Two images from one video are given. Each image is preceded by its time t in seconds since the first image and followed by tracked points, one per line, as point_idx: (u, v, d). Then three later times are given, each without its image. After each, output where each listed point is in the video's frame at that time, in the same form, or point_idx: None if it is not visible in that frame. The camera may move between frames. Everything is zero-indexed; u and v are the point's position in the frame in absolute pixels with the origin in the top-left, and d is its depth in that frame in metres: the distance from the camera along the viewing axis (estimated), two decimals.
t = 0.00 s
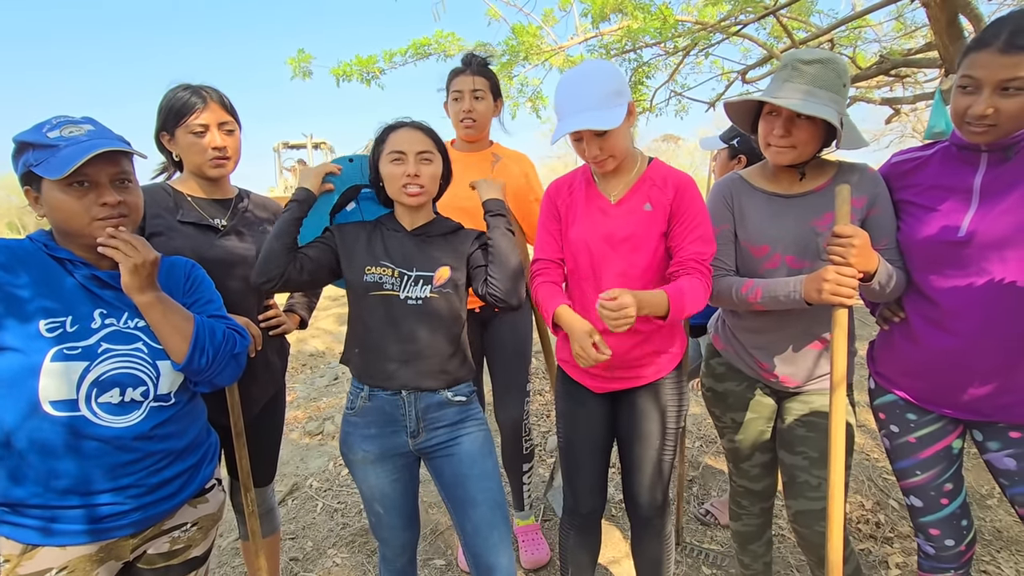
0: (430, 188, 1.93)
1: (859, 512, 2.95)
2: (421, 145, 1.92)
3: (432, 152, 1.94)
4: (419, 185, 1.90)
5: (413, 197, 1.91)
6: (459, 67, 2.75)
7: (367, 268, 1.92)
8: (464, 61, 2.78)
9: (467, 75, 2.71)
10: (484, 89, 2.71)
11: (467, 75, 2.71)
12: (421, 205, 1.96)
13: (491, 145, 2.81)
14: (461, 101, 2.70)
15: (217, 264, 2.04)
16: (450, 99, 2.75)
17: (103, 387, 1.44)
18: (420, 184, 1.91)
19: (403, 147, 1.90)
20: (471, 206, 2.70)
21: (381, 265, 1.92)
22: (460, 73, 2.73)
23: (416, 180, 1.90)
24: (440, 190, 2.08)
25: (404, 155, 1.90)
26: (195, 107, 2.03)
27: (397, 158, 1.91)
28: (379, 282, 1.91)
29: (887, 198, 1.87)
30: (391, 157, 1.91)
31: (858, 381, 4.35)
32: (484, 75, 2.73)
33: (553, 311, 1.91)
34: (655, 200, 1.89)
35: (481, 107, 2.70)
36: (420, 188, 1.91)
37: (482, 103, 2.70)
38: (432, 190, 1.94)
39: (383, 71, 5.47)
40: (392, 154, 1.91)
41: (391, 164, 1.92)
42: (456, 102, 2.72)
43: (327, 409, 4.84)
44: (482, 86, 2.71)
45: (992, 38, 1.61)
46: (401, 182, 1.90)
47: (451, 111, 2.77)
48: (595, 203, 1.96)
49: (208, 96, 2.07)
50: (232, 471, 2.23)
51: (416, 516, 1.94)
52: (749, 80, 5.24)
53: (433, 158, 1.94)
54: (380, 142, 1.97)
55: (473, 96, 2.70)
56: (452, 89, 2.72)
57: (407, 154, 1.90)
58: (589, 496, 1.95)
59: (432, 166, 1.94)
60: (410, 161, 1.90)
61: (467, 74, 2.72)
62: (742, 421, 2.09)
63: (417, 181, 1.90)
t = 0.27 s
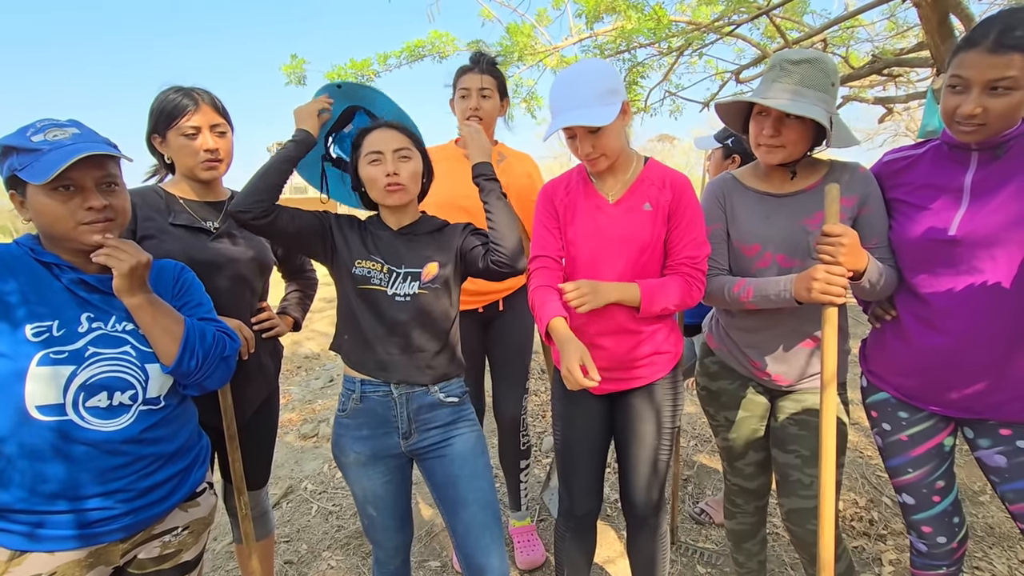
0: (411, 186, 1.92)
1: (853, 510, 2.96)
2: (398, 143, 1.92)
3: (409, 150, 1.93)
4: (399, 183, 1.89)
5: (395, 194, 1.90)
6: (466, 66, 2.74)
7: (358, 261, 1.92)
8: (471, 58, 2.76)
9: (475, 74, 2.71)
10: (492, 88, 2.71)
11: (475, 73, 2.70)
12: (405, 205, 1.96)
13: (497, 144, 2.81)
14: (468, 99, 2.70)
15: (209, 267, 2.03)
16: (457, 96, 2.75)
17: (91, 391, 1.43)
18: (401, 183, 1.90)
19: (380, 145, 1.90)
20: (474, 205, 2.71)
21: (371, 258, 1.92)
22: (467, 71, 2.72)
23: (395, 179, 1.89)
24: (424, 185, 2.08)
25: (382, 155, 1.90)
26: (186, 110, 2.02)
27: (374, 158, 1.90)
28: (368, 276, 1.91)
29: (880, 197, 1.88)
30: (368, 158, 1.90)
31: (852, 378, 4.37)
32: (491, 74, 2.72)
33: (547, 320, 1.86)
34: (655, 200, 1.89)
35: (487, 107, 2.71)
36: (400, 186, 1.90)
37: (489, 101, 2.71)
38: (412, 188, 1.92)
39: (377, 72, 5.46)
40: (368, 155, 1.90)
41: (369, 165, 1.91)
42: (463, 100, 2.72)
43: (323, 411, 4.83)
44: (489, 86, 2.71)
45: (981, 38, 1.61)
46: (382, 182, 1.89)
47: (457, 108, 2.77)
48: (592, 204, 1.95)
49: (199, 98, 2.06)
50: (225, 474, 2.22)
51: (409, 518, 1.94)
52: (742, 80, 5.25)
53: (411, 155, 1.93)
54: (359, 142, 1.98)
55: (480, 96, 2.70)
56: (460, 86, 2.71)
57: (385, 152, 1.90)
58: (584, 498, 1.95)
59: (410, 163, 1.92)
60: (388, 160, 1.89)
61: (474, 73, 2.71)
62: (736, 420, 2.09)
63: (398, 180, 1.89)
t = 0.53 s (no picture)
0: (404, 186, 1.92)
1: (849, 508, 2.97)
2: (392, 143, 1.91)
3: (405, 150, 1.92)
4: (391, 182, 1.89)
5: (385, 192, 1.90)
6: (475, 65, 2.73)
7: (346, 269, 1.92)
8: (479, 58, 2.77)
9: (485, 73, 2.70)
10: (502, 87, 2.71)
11: (484, 73, 2.70)
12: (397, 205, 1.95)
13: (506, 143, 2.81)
14: (478, 98, 2.70)
15: (204, 268, 2.02)
16: (467, 95, 2.74)
17: (83, 395, 1.41)
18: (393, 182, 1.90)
19: (374, 144, 1.90)
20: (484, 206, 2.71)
21: (359, 265, 1.91)
22: (476, 70, 2.72)
23: (387, 177, 1.89)
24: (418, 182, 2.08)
25: (375, 152, 1.89)
26: (180, 110, 2.01)
27: (369, 156, 1.90)
28: (358, 282, 1.90)
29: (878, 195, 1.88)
30: (363, 155, 1.91)
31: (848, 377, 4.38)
32: (501, 73, 2.72)
33: (551, 322, 1.87)
34: (657, 200, 1.89)
35: (498, 106, 2.71)
36: (392, 184, 1.90)
37: (499, 100, 2.72)
38: (404, 188, 1.92)
39: (373, 74, 5.46)
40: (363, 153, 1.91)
41: (363, 163, 1.91)
42: (473, 99, 2.71)
43: (319, 412, 4.82)
44: (500, 85, 2.71)
45: (979, 36, 1.62)
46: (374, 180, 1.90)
47: (467, 108, 2.77)
48: (592, 204, 1.95)
49: (193, 98, 2.05)
50: (221, 476, 2.20)
51: (404, 522, 1.93)
52: (737, 79, 5.27)
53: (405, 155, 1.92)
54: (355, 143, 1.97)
55: (491, 95, 2.70)
56: (469, 85, 2.71)
57: (378, 151, 1.89)
58: (583, 498, 1.94)
59: (404, 164, 1.92)
60: (381, 158, 1.89)
61: (484, 72, 2.71)
62: (734, 419, 2.09)
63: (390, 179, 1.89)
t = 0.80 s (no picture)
0: (397, 185, 1.91)
1: (845, 508, 2.97)
2: (383, 142, 1.90)
3: (398, 150, 1.92)
4: (384, 183, 1.89)
5: (379, 196, 1.90)
6: (486, 66, 2.73)
7: (341, 268, 1.90)
8: (489, 59, 2.77)
9: (495, 73, 2.70)
10: (512, 88, 2.71)
11: (495, 73, 2.70)
12: (390, 205, 1.94)
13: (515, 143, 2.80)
14: (488, 98, 2.69)
15: (202, 266, 2.01)
16: (478, 96, 2.73)
17: (79, 393, 1.40)
18: (386, 183, 1.89)
19: (366, 144, 1.89)
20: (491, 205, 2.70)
21: (353, 264, 1.90)
22: (487, 71, 2.72)
23: (380, 178, 1.88)
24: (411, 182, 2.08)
25: (368, 152, 1.88)
26: (177, 107, 1.99)
27: (362, 156, 1.89)
28: (353, 282, 1.89)
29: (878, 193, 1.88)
30: (356, 155, 1.90)
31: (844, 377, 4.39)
32: (511, 74, 2.72)
33: (545, 318, 1.87)
34: (654, 198, 1.89)
35: (508, 106, 2.70)
36: (384, 184, 1.89)
37: (509, 100, 2.71)
38: (399, 188, 1.91)
39: (371, 73, 5.44)
40: (355, 154, 1.90)
41: (356, 163, 1.90)
42: (483, 99, 2.70)
43: (316, 411, 4.80)
44: (510, 85, 2.70)
45: (985, 35, 1.62)
46: (367, 181, 1.89)
47: (477, 109, 2.76)
48: (591, 202, 1.94)
49: (190, 95, 2.03)
50: (218, 475, 2.19)
51: (399, 523, 1.92)
52: (735, 80, 5.27)
53: (399, 155, 1.92)
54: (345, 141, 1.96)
55: (501, 95, 2.69)
56: (480, 86, 2.70)
57: (371, 150, 1.89)
58: (581, 498, 1.94)
59: (398, 164, 1.91)
60: (374, 158, 1.89)
61: (494, 72, 2.71)
62: (733, 419, 2.09)
63: (383, 179, 1.89)
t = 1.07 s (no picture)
0: (394, 187, 1.91)
1: (847, 508, 2.97)
2: (381, 144, 1.91)
3: (396, 151, 1.93)
4: (381, 184, 1.89)
5: (378, 198, 1.90)
6: (497, 74, 2.74)
7: (341, 270, 1.91)
8: (499, 68, 2.77)
9: (506, 80, 2.70)
10: (523, 95, 2.70)
11: (505, 81, 2.70)
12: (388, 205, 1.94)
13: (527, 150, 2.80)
14: (499, 106, 2.70)
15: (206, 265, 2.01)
16: (489, 104, 2.74)
17: (84, 393, 1.41)
18: (383, 185, 1.89)
19: (365, 145, 1.90)
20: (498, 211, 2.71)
21: (354, 265, 1.90)
22: (498, 79, 2.72)
23: (377, 179, 1.88)
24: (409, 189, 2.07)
25: (366, 153, 1.89)
26: (180, 107, 2.00)
27: (359, 157, 1.90)
28: (353, 283, 1.89)
29: (883, 192, 1.88)
30: (355, 156, 1.91)
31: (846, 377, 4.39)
32: (522, 81, 2.71)
33: (547, 319, 1.87)
34: (657, 198, 1.89)
35: (519, 112, 2.70)
36: (381, 186, 1.89)
37: (520, 108, 2.71)
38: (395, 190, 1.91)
39: (373, 73, 5.45)
40: (354, 154, 1.91)
41: (354, 164, 1.91)
42: (494, 107, 2.70)
43: (318, 410, 4.82)
44: (521, 92, 2.70)
45: (998, 34, 1.62)
46: (363, 182, 1.90)
47: (489, 116, 2.76)
48: (594, 202, 1.95)
49: (193, 95, 2.04)
50: (221, 473, 2.20)
51: (401, 522, 1.93)
52: (737, 80, 5.27)
53: (397, 157, 1.92)
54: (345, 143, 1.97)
55: (512, 102, 2.69)
56: (491, 93, 2.71)
57: (369, 151, 1.90)
58: (583, 498, 1.95)
59: (396, 165, 1.92)
60: (372, 159, 1.89)
61: (505, 80, 2.71)
62: (736, 419, 2.10)
63: (380, 180, 1.89)
